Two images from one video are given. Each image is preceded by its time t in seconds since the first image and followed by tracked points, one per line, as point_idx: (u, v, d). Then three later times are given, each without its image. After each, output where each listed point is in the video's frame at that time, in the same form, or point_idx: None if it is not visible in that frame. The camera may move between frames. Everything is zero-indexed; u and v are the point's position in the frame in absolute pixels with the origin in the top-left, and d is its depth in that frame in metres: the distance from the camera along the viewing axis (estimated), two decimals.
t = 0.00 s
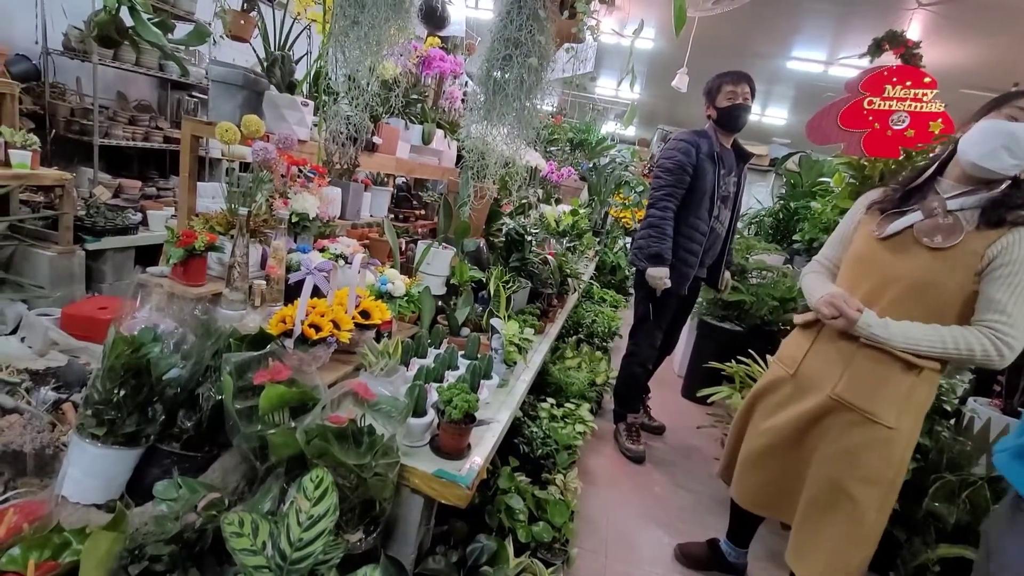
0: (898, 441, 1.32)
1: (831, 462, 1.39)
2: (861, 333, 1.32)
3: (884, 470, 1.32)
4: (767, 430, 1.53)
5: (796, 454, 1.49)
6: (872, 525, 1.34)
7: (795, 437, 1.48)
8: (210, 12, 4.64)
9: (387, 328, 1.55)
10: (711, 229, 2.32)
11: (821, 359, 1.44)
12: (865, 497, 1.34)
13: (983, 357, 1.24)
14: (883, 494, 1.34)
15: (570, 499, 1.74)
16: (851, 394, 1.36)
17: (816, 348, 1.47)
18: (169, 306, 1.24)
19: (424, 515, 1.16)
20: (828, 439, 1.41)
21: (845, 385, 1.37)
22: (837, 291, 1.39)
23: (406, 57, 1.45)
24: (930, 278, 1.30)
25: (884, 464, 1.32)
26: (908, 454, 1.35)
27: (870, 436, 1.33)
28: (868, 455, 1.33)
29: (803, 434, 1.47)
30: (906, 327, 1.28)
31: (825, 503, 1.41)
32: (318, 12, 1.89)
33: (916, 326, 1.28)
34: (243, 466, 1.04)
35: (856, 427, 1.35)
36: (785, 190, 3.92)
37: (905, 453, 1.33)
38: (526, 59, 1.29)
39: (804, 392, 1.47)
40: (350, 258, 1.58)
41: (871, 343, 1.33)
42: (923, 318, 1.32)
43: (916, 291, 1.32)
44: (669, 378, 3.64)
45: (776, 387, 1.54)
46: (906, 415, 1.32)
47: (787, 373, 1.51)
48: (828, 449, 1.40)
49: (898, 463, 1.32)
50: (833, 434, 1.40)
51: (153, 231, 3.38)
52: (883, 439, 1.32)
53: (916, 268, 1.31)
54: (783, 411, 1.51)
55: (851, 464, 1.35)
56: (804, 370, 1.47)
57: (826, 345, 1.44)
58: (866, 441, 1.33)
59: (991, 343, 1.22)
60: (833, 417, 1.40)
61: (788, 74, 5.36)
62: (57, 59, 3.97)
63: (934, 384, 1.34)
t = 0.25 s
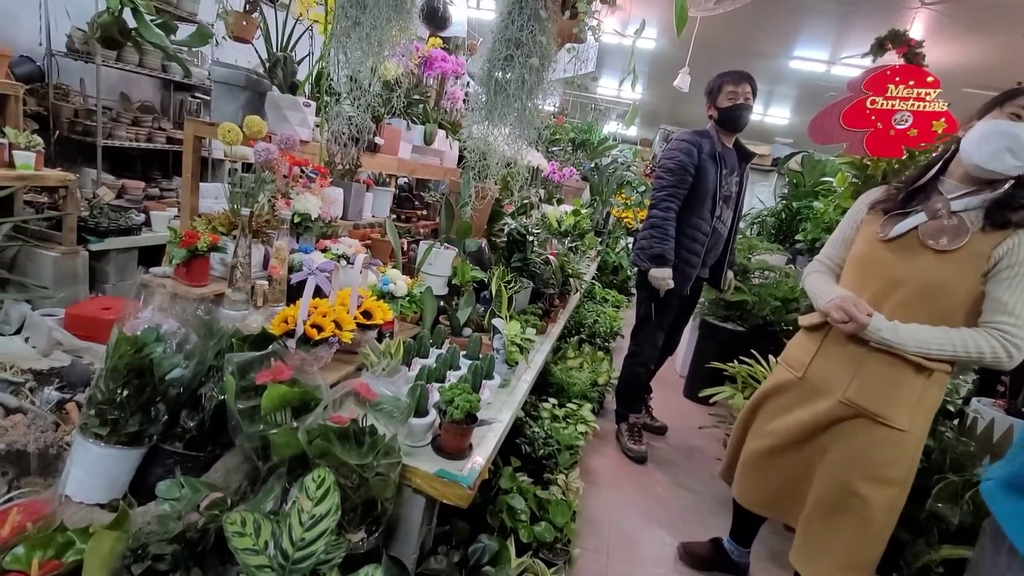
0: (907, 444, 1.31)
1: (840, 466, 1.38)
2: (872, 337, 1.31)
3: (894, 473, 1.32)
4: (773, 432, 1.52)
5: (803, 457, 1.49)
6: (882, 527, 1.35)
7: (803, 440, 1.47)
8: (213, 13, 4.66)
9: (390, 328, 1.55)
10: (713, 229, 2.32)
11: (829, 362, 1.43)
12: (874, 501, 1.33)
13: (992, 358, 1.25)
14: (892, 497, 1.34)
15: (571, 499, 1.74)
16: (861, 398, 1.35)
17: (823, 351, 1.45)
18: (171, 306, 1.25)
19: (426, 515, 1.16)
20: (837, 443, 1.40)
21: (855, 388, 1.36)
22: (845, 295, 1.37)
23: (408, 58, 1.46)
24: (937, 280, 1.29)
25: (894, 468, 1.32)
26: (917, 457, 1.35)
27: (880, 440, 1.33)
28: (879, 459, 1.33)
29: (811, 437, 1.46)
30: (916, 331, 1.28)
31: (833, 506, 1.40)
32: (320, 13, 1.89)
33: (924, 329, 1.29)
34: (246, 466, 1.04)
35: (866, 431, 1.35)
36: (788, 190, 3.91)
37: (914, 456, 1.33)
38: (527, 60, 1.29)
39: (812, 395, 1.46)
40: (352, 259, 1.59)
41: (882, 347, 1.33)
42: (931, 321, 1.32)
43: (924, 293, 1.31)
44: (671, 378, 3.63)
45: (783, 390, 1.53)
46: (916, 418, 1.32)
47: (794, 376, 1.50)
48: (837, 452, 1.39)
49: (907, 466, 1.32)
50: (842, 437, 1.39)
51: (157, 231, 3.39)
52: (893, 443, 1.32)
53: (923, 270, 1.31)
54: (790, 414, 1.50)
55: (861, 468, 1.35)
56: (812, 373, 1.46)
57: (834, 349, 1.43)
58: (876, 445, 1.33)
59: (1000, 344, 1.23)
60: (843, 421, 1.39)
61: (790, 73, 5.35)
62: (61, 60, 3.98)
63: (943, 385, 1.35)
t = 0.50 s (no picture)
0: (916, 445, 1.31)
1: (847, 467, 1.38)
2: (879, 340, 1.31)
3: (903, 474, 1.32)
4: (779, 435, 1.52)
5: (809, 459, 1.48)
6: (891, 529, 1.34)
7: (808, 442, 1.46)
8: (215, 15, 4.67)
9: (391, 329, 1.55)
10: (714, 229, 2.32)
11: (834, 364, 1.43)
12: (883, 502, 1.33)
13: (999, 357, 1.25)
14: (900, 499, 1.33)
15: (573, 499, 1.74)
16: (869, 399, 1.35)
17: (828, 353, 1.45)
18: (173, 307, 1.25)
19: (427, 515, 1.16)
20: (845, 444, 1.40)
21: (862, 390, 1.36)
22: (853, 299, 1.36)
23: (408, 59, 1.46)
24: (942, 279, 1.29)
25: (903, 469, 1.32)
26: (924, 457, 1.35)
27: (888, 441, 1.32)
28: (888, 461, 1.32)
29: (816, 439, 1.45)
30: (923, 332, 1.28)
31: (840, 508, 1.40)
32: (320, 14, 1.90)
33: (931, 329, 1.28)
34: (247, 466, 1.04)
35: (875, 432, 1.34)
36: (789, 189, 3.90)
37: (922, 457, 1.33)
38: (527, 60, 1.29)
39: (817, 397, 1.46)
40: (353, 260, 1.59)
41: (890, 349, 1.32)
42: (938, 321, 1.32)
43: (929, 293, 1.31)
44: (673, 378, 3.63)
45: (787, 391, 1.52)
46: (924, 419, 1.32)
47: (799, 378, 1.49)
48: (844, 454, 1.39)
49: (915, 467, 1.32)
50: (849, 438, 1.39)
51: (158, 232, 3.41)
52: (901, 444, 1.32)
53: (929, 270, 1.30)
54: (795, 416, 1.50)
55: (869, 470, 1.34)
56: (817, 375, 1.46)
57: (839, 351, 1.42)
58: (885, 446, 1.33)
59: (1008, 343, 1.23)
60: (850, 423, 1.39)
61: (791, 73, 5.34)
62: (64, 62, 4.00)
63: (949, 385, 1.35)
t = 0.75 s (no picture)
0: (923, 446, 1.32)
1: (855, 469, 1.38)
2: (887, 342, 1.30)
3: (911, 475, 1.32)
4: (784, 438, 1.51)
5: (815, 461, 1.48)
6: (901, 530, 1.35)
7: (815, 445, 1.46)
8: (216, 17, 4.69)
9: (392, 330, 1.55)
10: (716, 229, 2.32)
11: (840, 367, 1.42)
12: (891, 504, 1.33)
13: (1006, 356, 1.25)
14: (908, 499, 1.34)
15: (574, 500, 1.74)
16: (877, 402, 1.34)
17: (833, 355, 1.44)
18: (175, 309, 1.25)
19: (429, 516, 1.17)
20: (852, 447, 1.39)
21: (869, 393, 1.36)
22: (859, 300, 1.35)
23: (409, 61, 1.46)
24: (947, 280, 1.29)
25: (911, 471, 1.32)
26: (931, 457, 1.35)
27: (896, 443, 1.32)
28: (896, 463, 1.32)
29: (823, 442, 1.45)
30: (931, 333, 1.28)
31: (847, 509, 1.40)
32: (322, 16, 1.90)
33: (938, 330, 1.28)
34: (250, 467, 1.05)
35: (882, 435, 1.34)
36: (791, 189, 3.90)
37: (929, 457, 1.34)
38: (528, 61, 1.29)
39: (823, 400, 1.45)
40: (355, 261, 1.59)
41: (897, 351, 1.31)
42: (943, 321, 1.32)
43: (935, 294, 1.31)
44: (674, 378, 3.63)
45: (792, 395, 1.51)
46: (930, 420, 1.32)
47: (804, 381, 1.49)
48: (852, 456, 1.39)
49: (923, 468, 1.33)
50: (857, 441, 1.38)
51: (161, 234, 3.42)
52: (910, 446, 1.31)
53: (934, 271, 1.30)
54: (800, 419, 1.49)
55: (877, 472, 1.34)
56: (822, 378, 1.45)
57: (845, 353, 1.42)
58: (893, 448, 1.33)
59: (1014, 342, 1.24)
60: (857, 425, 1.39)
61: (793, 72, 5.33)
62: (66, 65, 4.02)
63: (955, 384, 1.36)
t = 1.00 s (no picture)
0: (931, 446, 1.31)
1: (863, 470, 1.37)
2: (893, 342, 1.29)
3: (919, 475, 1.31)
4: (789, 439, 1.51)
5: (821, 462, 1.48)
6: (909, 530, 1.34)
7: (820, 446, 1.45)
8: (219, 17, 4.70)
9: (395, 329, 1.55)
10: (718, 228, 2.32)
11: (845, 367, 1.41)
12: (899, 504, 1.32)
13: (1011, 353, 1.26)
14: (915, 500, 1.33)
15: (577, 499, 1.74)
16: (883, 402, 1.34)
17: (837, 356, 1.43)
18: (179, 308, 1.26)
19: (432, 515, 1.17)
20: (859, 448, 1.39)
21: (876, 393, 1.35)
22: (863, 300, 1.34)
23: (412, 60, 1.46)
24: (952, 278, 1.29)
25: (919, 471, 1.31)
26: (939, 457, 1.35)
27: (904, 443, 1.32)
28: (904, 464, 1.32)
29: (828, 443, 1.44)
30: (938, 332, 1.27)
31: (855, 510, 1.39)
32: (325, 16, 1.90)
33: (943, 329, 1.28)
34: (253, 466, 1.05)
35: (890, 435, 1.34)
36: (794, 187, 3.88)
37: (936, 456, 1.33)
38: (530, 60, 1.29)
39: (828, 401, 1.44)
40: (358, 260, 1.59)
41: (904, 350, 1.31)
42: (949, 319, 1.32)
43: (940, 292, 1.31)
44: (677, 377, 3.62)
45: (795, 396, 1.51)
46: (938, 420, 1.31)
47: (807, 382, 1.48)
48: (859, 457, 1.38)
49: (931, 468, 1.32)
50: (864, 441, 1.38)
51: (164, 234, 3.43)
52: (917, 446, 1.31)
53: (939, 269, 1.29)
54: (804, 420, 1.48)
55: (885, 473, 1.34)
56: (827, 379, 1.44)
57: (849, 354, 1.41)
58: (900, 449, 1.32)
59: (1019, 339, 1.24)
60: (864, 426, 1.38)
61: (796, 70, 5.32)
62: (71, 65, 4.03)
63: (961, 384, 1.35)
